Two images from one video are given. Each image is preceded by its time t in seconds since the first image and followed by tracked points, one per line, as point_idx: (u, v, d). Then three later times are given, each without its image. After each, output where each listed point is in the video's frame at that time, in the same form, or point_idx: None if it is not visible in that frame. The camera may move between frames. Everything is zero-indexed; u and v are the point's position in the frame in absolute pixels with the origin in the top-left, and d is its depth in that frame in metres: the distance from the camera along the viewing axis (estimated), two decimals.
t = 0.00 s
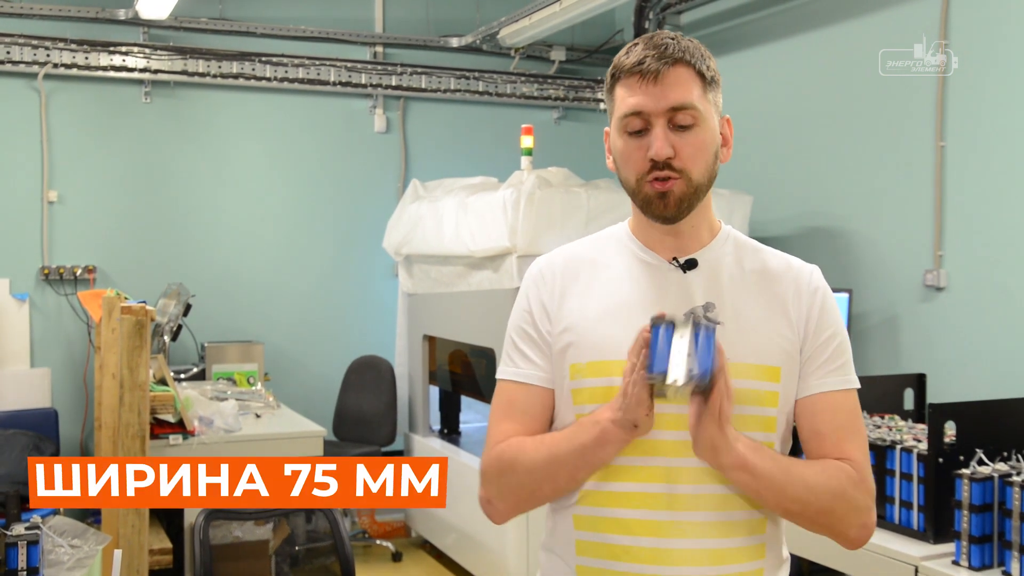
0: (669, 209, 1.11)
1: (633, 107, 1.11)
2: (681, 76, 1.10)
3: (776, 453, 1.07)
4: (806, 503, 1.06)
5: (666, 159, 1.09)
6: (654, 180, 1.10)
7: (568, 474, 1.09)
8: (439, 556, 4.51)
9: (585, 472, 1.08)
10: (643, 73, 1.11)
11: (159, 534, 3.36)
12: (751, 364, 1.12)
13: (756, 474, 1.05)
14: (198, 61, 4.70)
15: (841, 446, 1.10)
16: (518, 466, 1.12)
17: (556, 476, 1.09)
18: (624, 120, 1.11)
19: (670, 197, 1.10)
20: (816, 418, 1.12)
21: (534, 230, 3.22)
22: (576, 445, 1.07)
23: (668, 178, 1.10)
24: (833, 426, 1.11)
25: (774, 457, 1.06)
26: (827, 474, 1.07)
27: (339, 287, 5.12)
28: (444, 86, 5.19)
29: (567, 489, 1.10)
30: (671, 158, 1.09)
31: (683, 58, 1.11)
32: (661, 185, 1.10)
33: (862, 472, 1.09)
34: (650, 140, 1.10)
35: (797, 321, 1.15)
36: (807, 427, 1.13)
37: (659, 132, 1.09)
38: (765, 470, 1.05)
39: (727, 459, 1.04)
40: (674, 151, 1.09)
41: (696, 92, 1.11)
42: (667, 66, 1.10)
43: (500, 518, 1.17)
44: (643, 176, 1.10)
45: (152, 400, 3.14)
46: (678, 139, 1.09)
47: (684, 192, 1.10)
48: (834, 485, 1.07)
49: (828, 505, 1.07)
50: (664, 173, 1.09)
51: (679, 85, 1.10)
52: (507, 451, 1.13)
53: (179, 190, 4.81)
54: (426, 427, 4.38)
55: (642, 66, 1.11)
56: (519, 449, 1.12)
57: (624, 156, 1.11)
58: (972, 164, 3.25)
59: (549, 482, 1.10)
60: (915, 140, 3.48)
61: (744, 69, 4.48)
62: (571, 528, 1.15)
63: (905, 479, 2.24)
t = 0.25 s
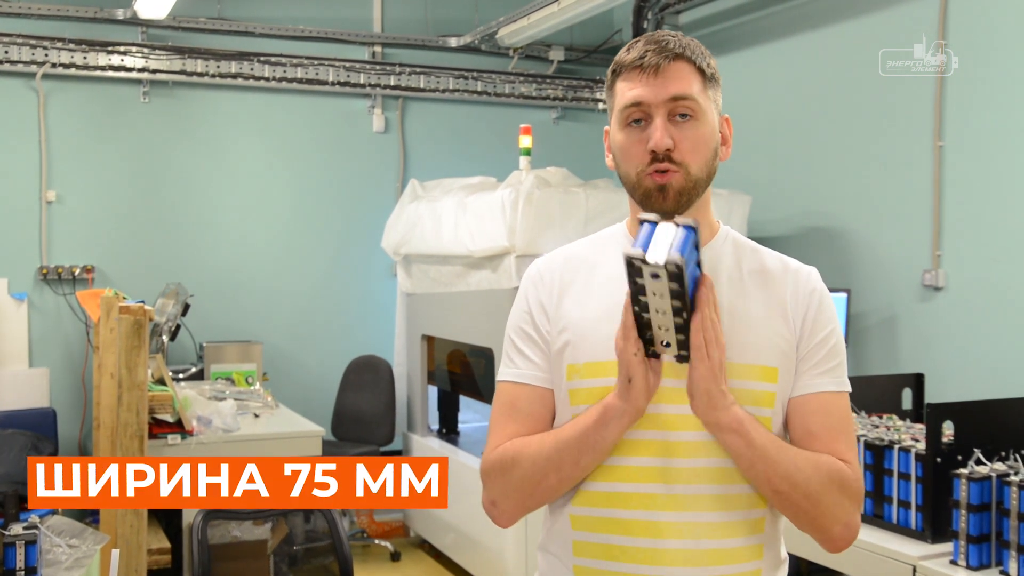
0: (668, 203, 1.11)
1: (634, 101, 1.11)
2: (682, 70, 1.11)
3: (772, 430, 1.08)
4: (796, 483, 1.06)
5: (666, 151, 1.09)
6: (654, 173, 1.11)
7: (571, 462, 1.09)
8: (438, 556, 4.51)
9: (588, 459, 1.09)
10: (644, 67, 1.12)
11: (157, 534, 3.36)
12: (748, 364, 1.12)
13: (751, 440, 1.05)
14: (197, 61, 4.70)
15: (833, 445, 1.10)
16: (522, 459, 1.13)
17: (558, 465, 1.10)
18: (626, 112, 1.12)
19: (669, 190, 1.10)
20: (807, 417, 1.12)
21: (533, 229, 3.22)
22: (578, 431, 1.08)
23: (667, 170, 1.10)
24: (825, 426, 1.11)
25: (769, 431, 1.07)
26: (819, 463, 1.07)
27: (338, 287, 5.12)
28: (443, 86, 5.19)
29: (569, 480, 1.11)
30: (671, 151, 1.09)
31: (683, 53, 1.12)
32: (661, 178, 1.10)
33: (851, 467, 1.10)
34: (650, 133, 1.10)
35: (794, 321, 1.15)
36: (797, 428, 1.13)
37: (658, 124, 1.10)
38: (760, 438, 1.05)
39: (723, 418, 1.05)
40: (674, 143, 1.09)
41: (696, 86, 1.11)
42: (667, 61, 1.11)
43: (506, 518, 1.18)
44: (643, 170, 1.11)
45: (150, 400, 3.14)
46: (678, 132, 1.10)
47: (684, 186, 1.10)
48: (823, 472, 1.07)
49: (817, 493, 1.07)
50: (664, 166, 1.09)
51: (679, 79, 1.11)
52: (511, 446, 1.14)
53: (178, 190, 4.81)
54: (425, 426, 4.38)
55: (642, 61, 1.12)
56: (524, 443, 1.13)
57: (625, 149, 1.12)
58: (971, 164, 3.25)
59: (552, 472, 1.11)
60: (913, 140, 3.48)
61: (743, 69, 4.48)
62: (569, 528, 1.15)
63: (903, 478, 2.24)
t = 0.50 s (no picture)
0: (665, 201, 1.11)
1: (631, 100, 1.11)
2: (680, 70, 1.11)
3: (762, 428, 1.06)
4: (788, 483, 1.06)
5: (664, 149, 1.09)
6: (652, 172, 1.10)
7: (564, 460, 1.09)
8: (438, 556, 4.51)
9: (582, 457, 1.08)
10: (641, 68, 1.12)
11: (157, 534, 3.36)
12: (745, 360, 1.12)
13: (737, 443, 1.04)
14: (197, 60, 4.70)
15: (828, 440, 1.09)
16: (516, 459, 1.12)
17: (553, 463, 1.09)
18: (622, 112, 1.12)
19: (666, 189, 1.10)
20: (802, 411, 1.12)
21: (532, 229, 3.22)
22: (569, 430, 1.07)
23: (665, 169, 1.10)
24: (820, 420, 1.11)
25: (760, 431, 1.05)
26: (813, 462, 1.06)
27: (338, 286, 5.12)
28: (443, 85, 5.19)
29: (562, 477, 1.10)
30: (669, 149, 1.09)
31: (681, 53, 1.12)
32: (659, 176, 1.10)
33: (847, 464, 1.08)
34: (648, 131, 1.10)
35: (792, 317, 1.15)
36: (793, 423, 1.13)
37: (656, 123, 1.10)
38: (747, 440, 1.04)
39: (707, 423, 1.03)
40: (672, 142, 1.09)
41: (693, 86, 1.11)
42: (664, 61, 1.11)
43: (500, 518, 1.17)
44: (640, 168, 1.10)
45: (150, 400, 3.13)
46: (675, 130, 1.10)
47: (682, 184, 1.10)
48: (817, 470, 1.06)
49: (811, 491, 1.06)
50: (662, 164, 1.09)
51: (676, 79, 1.11)
52: (505, 446, 1.13)
53: (177, 189, 4.81)
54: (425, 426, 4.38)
55: (639, 61, 1.12)
56: (516, 442, 1.12)
57: (621, 149, 1.12)
58: (971, 163, 3.25)
59: (547, 471, 1.10)
60: (913, 139, 3.48)
61: (742, 69, 4.48)
62: (568, 527, 1.15)
63: (903, 478, 2.24)
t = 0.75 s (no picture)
0: (659, 194, 1.11)
1: (622, 97, 1.12)
2: (669, 66, 1.12)
3: (760, 431, 1.06)
4: (786, 487, 1.06)
5: (655, 142, 1.09)
6: (645, 166, 1.10)
7: (559, 473, 1.09)
8: (439, 556, 4.51)
9: (579, 470, 1.08)
10: (631, 65, 1.13)
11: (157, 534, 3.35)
12: (742, 359, 1.12)
13: (735, 448, 1.04)
14: (197, 60, 4.70)
15: (827, 441, 1.09)
16: (513, 467, 1.12)
17: (549, 474, 1.09)
18: (614, 110, 1.13)
19: (660, 182, 1.10)
20: (801, 411, 1.12)
21: (532, 229, 3.22)
22: (566, 446, 1.07)
23: (659, 162, 1.10)
24: (819, 420, 1.11)
25: (758, 436, 1.05)
26: (811, 465, 1.06)
27: (338, 286, 5.12)
28: (443, 85, 5.19)
29: (557, 488, 1.10)
30: (661, 141, 1.09)
31: (670, 49, 1.13)
32: (652, 169, 1.10)
33: (846, 466, 1.08)
34: (640, 126, 1.10)
35: (789, 315, 1.14)
36: (792, 423, 1.13)
37: (646, 117, 1.10)
38: (745, 445, 1.04)
39: (705, 431, 1.02)
40: (664, 134, 1.09)
41: (684, 81, 1.12)
42: (653, 57, 1.12)
43: (498, 522, 1.17)
44: (632, 162, 1.11)
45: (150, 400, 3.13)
46: (667, 124, 1.10)
47: (675, 176, 1.10)
48: (815, 475, 1.06)
49: (809, 494, 1.07)
50: (654, 157, 1.09)
51: (666, 73, 1.11)
52: (503, 452, 1.14)
53: (177, 189, 4.81)
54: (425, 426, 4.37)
55: (629, 59, 1.13)
56: (514, 449, 1.13)
57: (614, 145, 1.12)
58: (971, 163, 3.24)
59: (543, 480, 1.10)
60: (913, 139, 3.48)
61: (743, 69, 4.48)
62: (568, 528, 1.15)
63: (904, 478, 2.24)
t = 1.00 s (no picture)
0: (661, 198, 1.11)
1: (623, 99, 1.12)
2: (670, 67, 1.11)
3: (761, 429, 1.06)
4: (787, 485, 1.05)
5: (657, 145, 1.09)
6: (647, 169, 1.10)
7: (563, 473, 1.09)
8: (439, 556, 4.51)
9: (583, 470, 1.08)
10: (631, 66, 1.12)
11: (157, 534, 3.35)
12: (743, 359, 1.12)
13: (736, 446, 1.03)
14: (197, 60, 4.70)
15: (829, 441, 1.09)
16: (515, 467, 1.12)
17: (553, 474, 1.09)
18: (615, 112, 1.13)
19: (661, 186, 1.10)
20: (802, 411, 1.12)
21: (533, 229, 3.21)
22: (570, 444, 1.07)
23: (660, 166, 1.10)
24: (820, 420, 1.10)
25: (759, 433, 1.05)
26: (813, 464, 1.06)
27: (338, 286, 5.12)
28: (443, 85, 5.19)
29: (561, 488, 1.10)
30: (663, 145, 1.09)
31: (670, 50, 1.12)
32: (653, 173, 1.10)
33: (848, 465, 1.08)
34: (641, 128, 1.10)
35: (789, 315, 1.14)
36: (794, 422, 1.12)
37: (648, 120, 1.10)
38: (746, 442, 1.04)
39: (707, 427, 1.02)
40: (665, 137, 1.09)
41: (684, 82, 1.11)
42: (654, 58, 1.12)
43: (500, 523, 1.17)
44: (633, 165, 1.10)
45: (150, 400, 3.13)
46: (668, 126, 1.10)
47: (677, 180, 1.10)
48: (817, 474, 1.06)
49: (810, 493, 1.06)
50: (656, 161, 1.09)
51: (666, 75, 1.11)
52: (505, 454, 1.13)
53: (177, 189, 4.81)
54: (425, 426, 4.37)
55: (629, 60, 1.13)
56: (516, 451, 1.12)
57: (615, 147, 1.12)
58: (972, 163, 3.24)
59: (546, 481, 1.10)
60: (914, 139, 3.47)
61: (743, 69, 4.48)
62: (570, 529, 1.15)
63: (905, 478, 2.24)
